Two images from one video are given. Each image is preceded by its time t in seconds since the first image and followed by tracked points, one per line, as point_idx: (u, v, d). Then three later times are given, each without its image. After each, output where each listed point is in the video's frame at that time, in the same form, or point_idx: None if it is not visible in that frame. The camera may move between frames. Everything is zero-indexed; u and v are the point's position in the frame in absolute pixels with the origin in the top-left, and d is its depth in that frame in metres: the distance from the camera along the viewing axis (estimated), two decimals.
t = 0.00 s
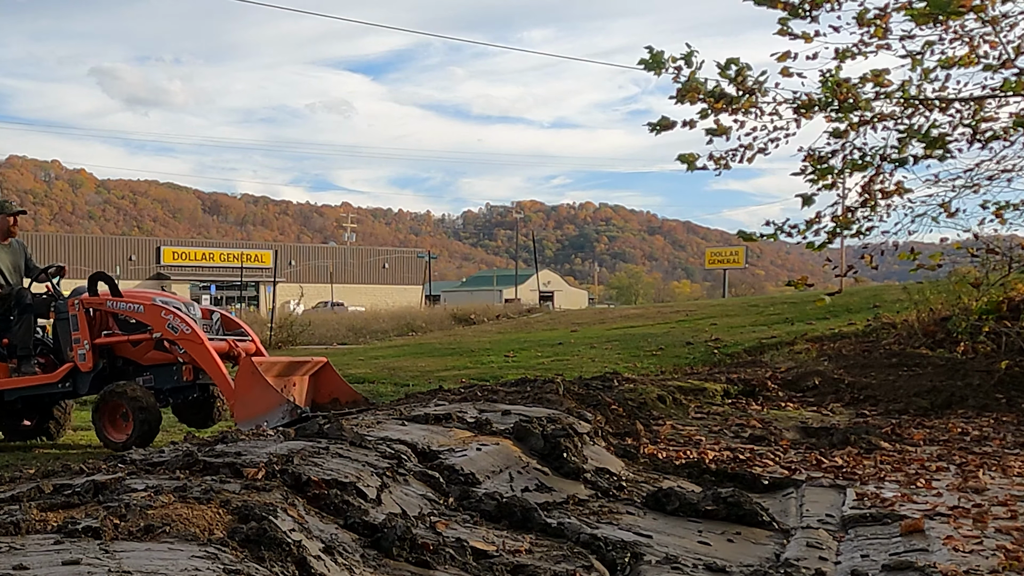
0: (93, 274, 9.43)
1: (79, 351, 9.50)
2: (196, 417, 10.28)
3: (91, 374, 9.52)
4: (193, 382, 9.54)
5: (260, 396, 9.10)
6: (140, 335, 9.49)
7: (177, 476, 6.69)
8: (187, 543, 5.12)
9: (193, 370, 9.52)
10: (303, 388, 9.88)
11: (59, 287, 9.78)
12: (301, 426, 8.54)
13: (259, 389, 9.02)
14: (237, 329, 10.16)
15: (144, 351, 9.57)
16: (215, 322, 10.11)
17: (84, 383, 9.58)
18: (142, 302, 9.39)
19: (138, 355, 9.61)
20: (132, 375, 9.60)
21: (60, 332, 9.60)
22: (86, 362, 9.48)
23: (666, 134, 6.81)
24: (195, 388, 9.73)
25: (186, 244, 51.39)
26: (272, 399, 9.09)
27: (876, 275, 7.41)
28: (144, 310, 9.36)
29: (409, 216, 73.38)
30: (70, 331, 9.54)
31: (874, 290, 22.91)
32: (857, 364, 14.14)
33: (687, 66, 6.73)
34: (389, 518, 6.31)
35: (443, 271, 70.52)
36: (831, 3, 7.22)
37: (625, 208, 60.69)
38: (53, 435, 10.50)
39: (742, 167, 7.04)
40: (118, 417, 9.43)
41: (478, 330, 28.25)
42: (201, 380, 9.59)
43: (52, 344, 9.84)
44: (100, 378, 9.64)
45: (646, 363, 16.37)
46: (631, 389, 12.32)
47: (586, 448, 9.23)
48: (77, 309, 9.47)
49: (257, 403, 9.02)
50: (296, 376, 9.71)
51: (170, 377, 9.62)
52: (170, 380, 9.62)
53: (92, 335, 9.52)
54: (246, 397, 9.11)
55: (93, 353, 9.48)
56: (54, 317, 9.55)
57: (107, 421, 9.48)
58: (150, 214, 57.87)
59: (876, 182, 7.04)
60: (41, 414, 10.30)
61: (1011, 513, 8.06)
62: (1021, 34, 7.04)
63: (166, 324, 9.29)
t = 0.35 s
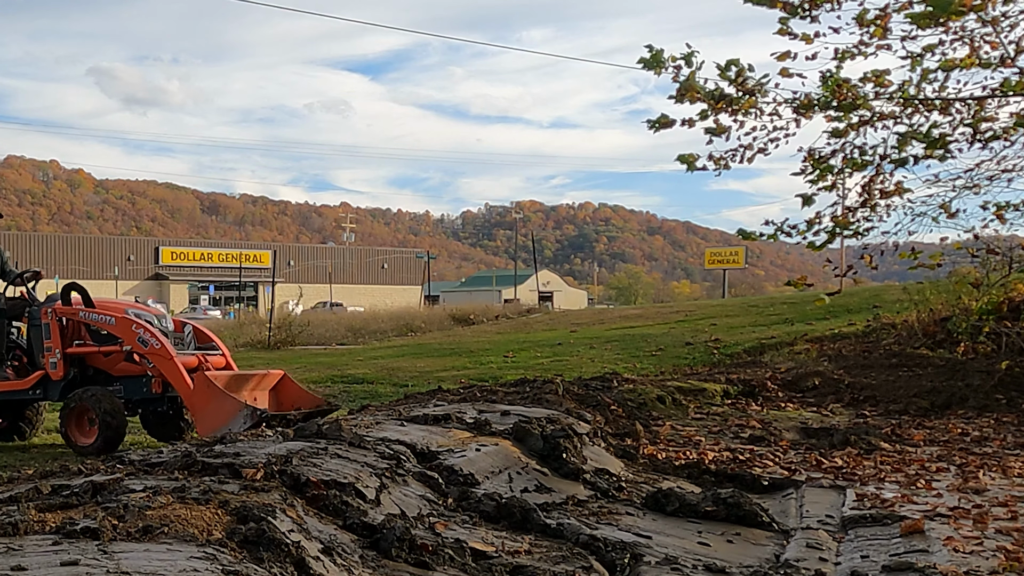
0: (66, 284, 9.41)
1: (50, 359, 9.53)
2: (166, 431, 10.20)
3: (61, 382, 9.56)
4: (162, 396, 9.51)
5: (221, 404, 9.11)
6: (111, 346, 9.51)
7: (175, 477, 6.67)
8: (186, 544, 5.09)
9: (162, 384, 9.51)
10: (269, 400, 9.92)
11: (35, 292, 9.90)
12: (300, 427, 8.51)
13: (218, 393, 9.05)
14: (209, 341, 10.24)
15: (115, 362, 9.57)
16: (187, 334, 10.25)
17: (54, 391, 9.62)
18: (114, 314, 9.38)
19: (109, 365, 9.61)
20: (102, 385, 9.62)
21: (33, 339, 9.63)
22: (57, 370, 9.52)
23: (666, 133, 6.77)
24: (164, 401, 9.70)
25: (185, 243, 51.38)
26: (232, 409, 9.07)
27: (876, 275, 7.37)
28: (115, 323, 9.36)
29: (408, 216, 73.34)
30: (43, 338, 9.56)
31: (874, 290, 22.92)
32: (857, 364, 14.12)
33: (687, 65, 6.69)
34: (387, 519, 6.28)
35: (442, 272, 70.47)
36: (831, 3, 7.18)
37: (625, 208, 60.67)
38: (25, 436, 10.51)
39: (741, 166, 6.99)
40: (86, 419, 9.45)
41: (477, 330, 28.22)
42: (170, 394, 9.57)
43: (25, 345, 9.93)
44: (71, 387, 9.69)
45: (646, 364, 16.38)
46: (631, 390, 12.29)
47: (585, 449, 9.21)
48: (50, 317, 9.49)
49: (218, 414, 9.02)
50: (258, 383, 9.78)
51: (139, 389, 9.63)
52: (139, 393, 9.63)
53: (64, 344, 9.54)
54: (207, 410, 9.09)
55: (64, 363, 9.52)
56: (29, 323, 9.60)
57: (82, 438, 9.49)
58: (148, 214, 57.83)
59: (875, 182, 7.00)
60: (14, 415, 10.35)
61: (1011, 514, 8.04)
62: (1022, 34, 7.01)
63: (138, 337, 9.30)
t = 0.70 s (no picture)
0: (40, 290, 9.85)
1: (21, 364, 9.81)
2: (139, 436, 10.21)
3: (32, 387, 9.80)
4: (131, 403, 9.65)
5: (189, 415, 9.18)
6: (82, 353, 9.71)
7: (173, 477, 6.64)
8: (184, 544, 5.07)
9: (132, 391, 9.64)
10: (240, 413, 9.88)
11: (6, 294, 10.16)
12: (299, 427, 8.49)
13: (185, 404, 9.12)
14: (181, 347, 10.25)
15: (86, 368, 9.76)
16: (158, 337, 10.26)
17: (25, 395, 9.89)
18: (84, 322, 9.58)
19: (81, 372, 9.80)
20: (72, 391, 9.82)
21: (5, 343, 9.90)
22: (27, 375, 9.79)
23: (664, 133, 6.73)
24: (135, 408, 9.83)
25: (184, 243, 51.36)
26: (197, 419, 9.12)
27: (876, 275, 7.35)
28: (85, 331, 9.56)
29: (407, 216, 73.33)
30: (16, 344, 9.84)
31: (875, 291, 22.92)
32: (858, 364, 14.10)
33: (686, 65, 6.66)
34: (386, 519, 6.26)
35: (441, 271, 70.44)
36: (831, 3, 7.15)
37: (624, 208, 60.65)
38: None
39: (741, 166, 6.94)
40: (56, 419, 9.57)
41: (476, 330, 28.21)
42: (140, 401, 9.71)
43: None
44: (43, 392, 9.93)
45: (645, 364, 16.38)
46: (630, 390, 12.28)
47: (585, 449, 9.19)
48: (23, 323, 9.79)
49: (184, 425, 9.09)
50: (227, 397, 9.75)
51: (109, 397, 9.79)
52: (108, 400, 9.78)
53: (36, 350, 9.81)
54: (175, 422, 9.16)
55: (34, 368, 9.79)
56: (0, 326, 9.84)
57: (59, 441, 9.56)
58: (147, 214, 57.81)
59: (875, 182, 6.96)
60: None
61: (1011, 515, 8.01)
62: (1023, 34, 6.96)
63: (106, 345, 9.46)
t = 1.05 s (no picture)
0: (15, 293, 9.83)
1: None
2: (111, 438, 10.19)
3: (4, 390, 9.77)
4: (102, 408, 9.59)
5: (165, 419, 9.14)
6: (56, 356, 9.71)
7: (172, 478, 6.61)
8: (183, 545, 5.04)
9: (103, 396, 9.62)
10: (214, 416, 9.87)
11: None
12: (298, 427, 8.47)
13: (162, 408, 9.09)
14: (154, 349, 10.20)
15: (59, 372, 9.73)
16: (130, 339, 10.26)
17: None
18: (60, 324, 9.61)
19: (54, 375, 9.77)
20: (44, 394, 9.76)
21: None
22: None
23: (664, 133, 6.68)
24: (107, 413, 9.77)
25: (182, 243, 51.33)
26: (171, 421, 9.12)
27: (876, 275, 7.32)
28: (61, 332, 9.58)
29: (407, 216, 73.29)
30: None
31: (875, 291, 22.93)
32: (858, 365, 14.09)
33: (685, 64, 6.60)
34: (385, 520, 6.23)
35: (440, 271, 70.37)
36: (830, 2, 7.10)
37: (624, 208, 60.62)
38: None
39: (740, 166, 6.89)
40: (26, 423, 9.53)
41: (475, 330, 28.19)
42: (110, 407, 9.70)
43: None
44: (14, 395, 9.87)
45: (645, 364, 16.38)
46: (630, 390, 12.26)
47: (584, 450, 9.17)
48: None
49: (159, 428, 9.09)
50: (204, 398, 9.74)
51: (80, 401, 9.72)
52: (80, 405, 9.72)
53: (10, 353, 9.78)
54: (150, 424, 9.17)
55: (7, 371, 9.74)
56: None
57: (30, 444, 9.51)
58: (145, 215, 57.76)
59: (875, 182, 6.92)
60: None
61: (1012, 516, 7.99)
62: None
63: (81, 346, 9.47)
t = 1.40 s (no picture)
0: None
1: None
2: (86, 437, 10.18)
3: None
4: (83, 405, 9.72)
5: (153, 392, 9.08)
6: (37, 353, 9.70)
7: (171, 479, 6.58)
8: (182, 546, 5.01)
9: (83, 394, 9.74)
10: (205, 393, 9.91)
11: None
12: (297, 428, 8.43)
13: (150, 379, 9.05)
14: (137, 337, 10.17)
15: (39, 369, 9.71)
16: (108, 336, 10.28)
17: None
18: (42, 315, 9.69)
19: (33, 373, 9.73)
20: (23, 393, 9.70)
21: None
22: None
23: (664, 133, 6.65)
24: (84, 411, 9.90)
25: (181, 243, 51.28)
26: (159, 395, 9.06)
27: (876, 275, 7.29)
28: (43, 323, 9.65)
29: (406, 216, 73.23)
30: None
31: (875, 291, 22.93)
32: (858, 365, 14.07)
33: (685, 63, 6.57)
34: (384, 521, 6.20)
35: (439, 271, 70.31)
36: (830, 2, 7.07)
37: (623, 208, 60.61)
38: None
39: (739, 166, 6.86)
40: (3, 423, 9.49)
41: (474, 331, 28.13)
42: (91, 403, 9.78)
43: None
44: None
45: (645, 365, 16.38)
46: (629, 390, 12.23)
47: (583, 450, 9.15)
48: None
49: (149, 404, 9.04)
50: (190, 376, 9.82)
51: (60, 398, 9.69)
52: (60, 402, 9.69)
53: None
54: (138, 401, 9.10)
55: None
56: None
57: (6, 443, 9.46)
58: (144, 215, 57.78)
59: (875, 182, 6.89)
60: None
61: (1012, 516, 7.96)
62: None
63: (64, 334, 9.53)
